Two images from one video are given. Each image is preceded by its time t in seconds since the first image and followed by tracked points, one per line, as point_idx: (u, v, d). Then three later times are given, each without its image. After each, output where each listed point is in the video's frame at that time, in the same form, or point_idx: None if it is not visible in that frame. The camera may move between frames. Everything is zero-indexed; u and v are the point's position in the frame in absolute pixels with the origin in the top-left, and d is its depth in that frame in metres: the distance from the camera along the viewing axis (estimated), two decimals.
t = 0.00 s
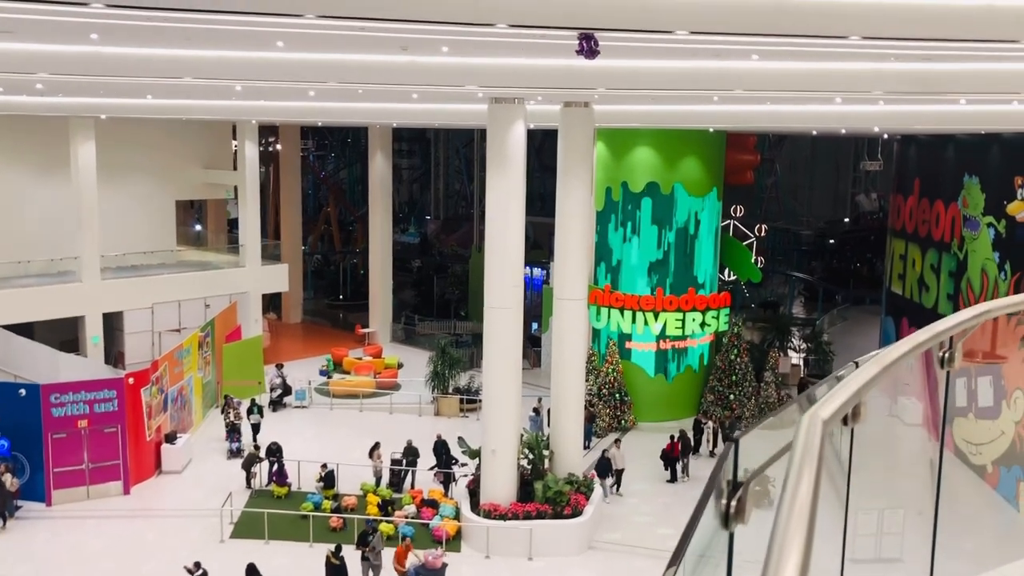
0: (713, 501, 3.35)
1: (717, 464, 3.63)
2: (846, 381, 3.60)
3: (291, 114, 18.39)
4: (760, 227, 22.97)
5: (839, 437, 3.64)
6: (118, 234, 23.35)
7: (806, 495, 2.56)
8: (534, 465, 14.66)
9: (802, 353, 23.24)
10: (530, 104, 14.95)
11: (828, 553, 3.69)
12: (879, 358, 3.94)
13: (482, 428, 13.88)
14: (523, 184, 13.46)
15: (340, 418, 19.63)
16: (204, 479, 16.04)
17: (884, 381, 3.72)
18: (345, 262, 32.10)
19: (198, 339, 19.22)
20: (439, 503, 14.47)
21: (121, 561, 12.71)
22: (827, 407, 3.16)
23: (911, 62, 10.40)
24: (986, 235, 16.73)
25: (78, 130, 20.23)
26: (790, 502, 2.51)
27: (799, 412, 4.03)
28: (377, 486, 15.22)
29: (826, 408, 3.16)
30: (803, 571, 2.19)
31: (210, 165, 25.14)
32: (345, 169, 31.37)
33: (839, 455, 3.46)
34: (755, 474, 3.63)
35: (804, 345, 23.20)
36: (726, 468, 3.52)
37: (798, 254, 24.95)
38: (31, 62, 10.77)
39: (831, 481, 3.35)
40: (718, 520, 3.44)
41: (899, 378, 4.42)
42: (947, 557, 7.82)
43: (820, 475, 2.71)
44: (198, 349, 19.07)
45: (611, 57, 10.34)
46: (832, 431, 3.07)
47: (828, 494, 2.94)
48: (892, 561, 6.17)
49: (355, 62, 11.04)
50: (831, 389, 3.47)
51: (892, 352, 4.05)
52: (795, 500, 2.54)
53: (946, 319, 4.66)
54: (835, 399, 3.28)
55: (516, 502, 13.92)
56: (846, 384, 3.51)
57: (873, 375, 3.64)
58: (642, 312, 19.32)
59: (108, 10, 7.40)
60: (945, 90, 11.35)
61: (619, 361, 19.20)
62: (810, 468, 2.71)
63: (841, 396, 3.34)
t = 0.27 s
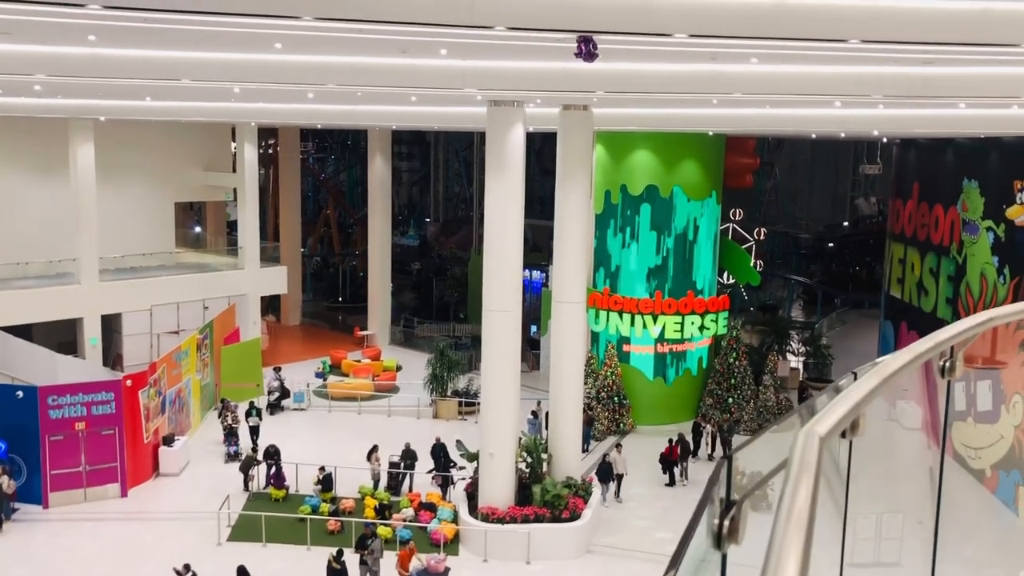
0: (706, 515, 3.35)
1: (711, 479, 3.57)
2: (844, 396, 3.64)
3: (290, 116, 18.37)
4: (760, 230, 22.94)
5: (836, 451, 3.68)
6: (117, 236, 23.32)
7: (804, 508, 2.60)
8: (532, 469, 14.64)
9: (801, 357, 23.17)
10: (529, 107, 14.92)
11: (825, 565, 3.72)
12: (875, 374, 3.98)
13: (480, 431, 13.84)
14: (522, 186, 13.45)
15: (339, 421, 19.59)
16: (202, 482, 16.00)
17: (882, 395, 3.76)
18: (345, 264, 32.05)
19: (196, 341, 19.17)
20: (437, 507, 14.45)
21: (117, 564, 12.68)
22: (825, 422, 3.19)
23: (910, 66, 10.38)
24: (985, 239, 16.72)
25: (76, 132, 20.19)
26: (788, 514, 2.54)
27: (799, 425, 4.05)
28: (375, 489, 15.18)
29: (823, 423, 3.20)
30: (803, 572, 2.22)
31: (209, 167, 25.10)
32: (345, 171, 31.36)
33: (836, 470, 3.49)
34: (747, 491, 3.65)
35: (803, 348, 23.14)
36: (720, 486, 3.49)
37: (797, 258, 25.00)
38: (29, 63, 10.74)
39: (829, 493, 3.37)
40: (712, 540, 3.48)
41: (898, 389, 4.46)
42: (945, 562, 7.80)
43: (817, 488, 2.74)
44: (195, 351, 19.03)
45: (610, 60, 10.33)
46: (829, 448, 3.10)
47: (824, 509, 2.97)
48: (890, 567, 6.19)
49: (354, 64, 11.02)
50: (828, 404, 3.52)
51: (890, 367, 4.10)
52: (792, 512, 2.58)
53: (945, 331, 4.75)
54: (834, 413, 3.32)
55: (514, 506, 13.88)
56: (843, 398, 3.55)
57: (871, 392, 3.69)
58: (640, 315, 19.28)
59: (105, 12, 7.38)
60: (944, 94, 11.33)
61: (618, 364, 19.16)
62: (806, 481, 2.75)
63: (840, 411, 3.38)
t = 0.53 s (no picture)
0: (703, 534, 3.41)
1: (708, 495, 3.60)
2: (846, 410, 3.69)
3: (287, 118, 18.34)
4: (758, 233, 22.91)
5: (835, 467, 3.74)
6: (114, 238, 23.28)
7: (804, 527, 2.64)
8: (530, 472, 14.61)
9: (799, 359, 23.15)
10: (527, 109, 14.89)
11: None
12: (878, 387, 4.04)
13: (479, 434, 13.80)
14: (520, 189, 13.42)
15: (336, 424, 19.55)
16: (199, 485, 15.96)
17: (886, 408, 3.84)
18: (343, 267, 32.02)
19: (194, 344, 19.12)
20: (434, 510, 14.41)
21: (113, 567, 12.64)
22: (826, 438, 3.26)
23: (909, 69, 10.36)
24: (984, 242, 16.70)
25: (73, 134, 20.15)
26: (788, 533, 2.59)
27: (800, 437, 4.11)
28: (372, 492, 15.15)
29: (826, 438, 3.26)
30: None
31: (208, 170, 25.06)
32: (344, 174, 31.06)
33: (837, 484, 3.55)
34: (748, 508, 3.69)
35: (801, 351, 23.12)
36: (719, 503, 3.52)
37: (795, 261, 24.86)
38: (25, 65, 10.71)
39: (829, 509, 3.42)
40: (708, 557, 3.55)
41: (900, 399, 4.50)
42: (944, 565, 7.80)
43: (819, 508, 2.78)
44: (193, 354, 18.99)
45: (607, 63, 10.30)
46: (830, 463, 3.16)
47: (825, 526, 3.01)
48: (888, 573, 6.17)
49: (351, 66, 11.00)
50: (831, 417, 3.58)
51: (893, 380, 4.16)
52: (793, 531, 2.63)
53: (949, 341, 4.87)
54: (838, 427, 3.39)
55: (512, 509, 13.84)
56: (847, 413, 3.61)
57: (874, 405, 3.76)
58: (639, 318, 19.25)
59: (100, 13, 7.35)
60: (941, 98, 11.33)
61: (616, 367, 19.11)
62: (808, 499, 2.79)
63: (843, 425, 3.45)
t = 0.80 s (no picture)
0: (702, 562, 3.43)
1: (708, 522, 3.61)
2: (852, 424, 3.70)
3: (284, 122, 18.29)
4: (755, 236, 22.87)
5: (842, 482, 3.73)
6: (110, 241, 23.22)
7: (812, 561, 2.66)
8: (526, 476, 14.51)
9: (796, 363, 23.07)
10: (524, 112, 14.85)
11: None
12: (884, 398, 4.06)
13: (475, 439, 13.75)
14: (517, 192, 13.38)
15: (332, 428, 19.48)
16: (194, 490, 15.88)
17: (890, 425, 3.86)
18: (340, 270, 31.95)
19: (189, 347, 19.06)
20: (430, 514, 14.36)
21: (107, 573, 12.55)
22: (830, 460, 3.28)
23: (906, 72, 10.34)
24: (981, 246, 16.70)
25: (69, 137, 20.08)
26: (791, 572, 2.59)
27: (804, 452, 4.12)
28: (368, 496, 15.08)
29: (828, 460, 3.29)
30: None
31: (204, 173, 25.01)
32: (340, 177, 31.00)
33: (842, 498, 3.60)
34: (750, 530, 3.68)
35: (798, 355, 23.11)
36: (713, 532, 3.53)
37: (792, 264, 25.05)
38: (17, 67, 10.65)
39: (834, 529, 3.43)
40: None
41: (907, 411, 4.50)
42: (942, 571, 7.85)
43: (823, 533, 2.82)
44: (188, 358, 18.93)
45: (603, 66, 10.26)
46: (836, 482, 3.19)
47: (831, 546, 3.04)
48: None
49: (347, 69, 10.96)
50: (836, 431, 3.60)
51: (901, 392, 4.19)
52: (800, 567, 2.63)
53: (956, 350, 4.96)
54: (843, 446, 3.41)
55: (508, 514, 13.79)
56: (851, 427, 3.63)
57: (878, 422, 3.78)
58: (635, 322, 19.23)
59: (93, 15, 7.30)
60: (937, 101, 11.32)
61: (613, 371, 19.09)
62: (814, 523, 2.82)
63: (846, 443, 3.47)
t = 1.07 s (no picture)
0: None
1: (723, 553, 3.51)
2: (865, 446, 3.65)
3: (277, 126, 18.22)
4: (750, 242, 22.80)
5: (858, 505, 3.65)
6: (102, 245, 23.10)
7: None
8: (521, 483, 14.41)
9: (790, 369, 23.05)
10: (519, 116, 14.79)
11: None
12: (892, 422, 3.94)
13: (469, 445, 13.65)
14: (512, 197, 13.32)
15: (325, 433, 19.37)
16: (186, 496, 15.75)
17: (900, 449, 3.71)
18: (334, 275, 31.83)
19: (182, 352, 18.93)
20: (424, 521, 14.24)
21: None
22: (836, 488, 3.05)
23: (901, 77, 10.31)
24: (976, 251, 16.69)
25: (62, 140, 19.97)
26: None
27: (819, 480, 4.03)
28: (361, 503, 14.97)
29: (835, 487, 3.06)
30: None
31: (196, 178, 24.89)
32: (334, 181, 31.09)
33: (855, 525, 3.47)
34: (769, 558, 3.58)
35: (793, 360, 23.11)
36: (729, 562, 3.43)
37: (787, 269, 25.08)
38: (7, 69, 10.54)
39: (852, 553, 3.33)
40: None
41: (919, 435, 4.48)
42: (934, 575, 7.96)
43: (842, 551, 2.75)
44: (181, 363, 18.80)
45: (598, 70, 10.20)
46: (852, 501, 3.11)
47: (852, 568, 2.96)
48: None
49: (341, 73, 10.88)
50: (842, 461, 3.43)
51: (908, 415, 4.09)
52: None
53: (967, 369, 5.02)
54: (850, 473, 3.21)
55: (502, 520, 13.68)
56: (858, 455, 3.43)
57: (886, 448, 3.61)
58: (631, 327, 19.16)
59: (83, 17, 7.20)
60: (933, 106, 11.28)
61: (608, 377, 19.02)
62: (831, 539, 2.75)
63: (854, 469, 3.27)
